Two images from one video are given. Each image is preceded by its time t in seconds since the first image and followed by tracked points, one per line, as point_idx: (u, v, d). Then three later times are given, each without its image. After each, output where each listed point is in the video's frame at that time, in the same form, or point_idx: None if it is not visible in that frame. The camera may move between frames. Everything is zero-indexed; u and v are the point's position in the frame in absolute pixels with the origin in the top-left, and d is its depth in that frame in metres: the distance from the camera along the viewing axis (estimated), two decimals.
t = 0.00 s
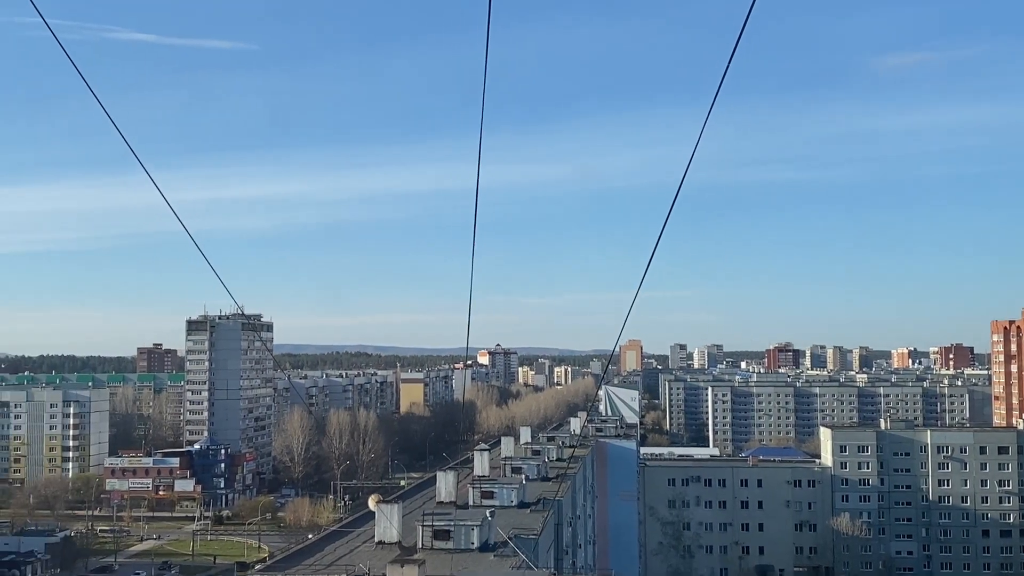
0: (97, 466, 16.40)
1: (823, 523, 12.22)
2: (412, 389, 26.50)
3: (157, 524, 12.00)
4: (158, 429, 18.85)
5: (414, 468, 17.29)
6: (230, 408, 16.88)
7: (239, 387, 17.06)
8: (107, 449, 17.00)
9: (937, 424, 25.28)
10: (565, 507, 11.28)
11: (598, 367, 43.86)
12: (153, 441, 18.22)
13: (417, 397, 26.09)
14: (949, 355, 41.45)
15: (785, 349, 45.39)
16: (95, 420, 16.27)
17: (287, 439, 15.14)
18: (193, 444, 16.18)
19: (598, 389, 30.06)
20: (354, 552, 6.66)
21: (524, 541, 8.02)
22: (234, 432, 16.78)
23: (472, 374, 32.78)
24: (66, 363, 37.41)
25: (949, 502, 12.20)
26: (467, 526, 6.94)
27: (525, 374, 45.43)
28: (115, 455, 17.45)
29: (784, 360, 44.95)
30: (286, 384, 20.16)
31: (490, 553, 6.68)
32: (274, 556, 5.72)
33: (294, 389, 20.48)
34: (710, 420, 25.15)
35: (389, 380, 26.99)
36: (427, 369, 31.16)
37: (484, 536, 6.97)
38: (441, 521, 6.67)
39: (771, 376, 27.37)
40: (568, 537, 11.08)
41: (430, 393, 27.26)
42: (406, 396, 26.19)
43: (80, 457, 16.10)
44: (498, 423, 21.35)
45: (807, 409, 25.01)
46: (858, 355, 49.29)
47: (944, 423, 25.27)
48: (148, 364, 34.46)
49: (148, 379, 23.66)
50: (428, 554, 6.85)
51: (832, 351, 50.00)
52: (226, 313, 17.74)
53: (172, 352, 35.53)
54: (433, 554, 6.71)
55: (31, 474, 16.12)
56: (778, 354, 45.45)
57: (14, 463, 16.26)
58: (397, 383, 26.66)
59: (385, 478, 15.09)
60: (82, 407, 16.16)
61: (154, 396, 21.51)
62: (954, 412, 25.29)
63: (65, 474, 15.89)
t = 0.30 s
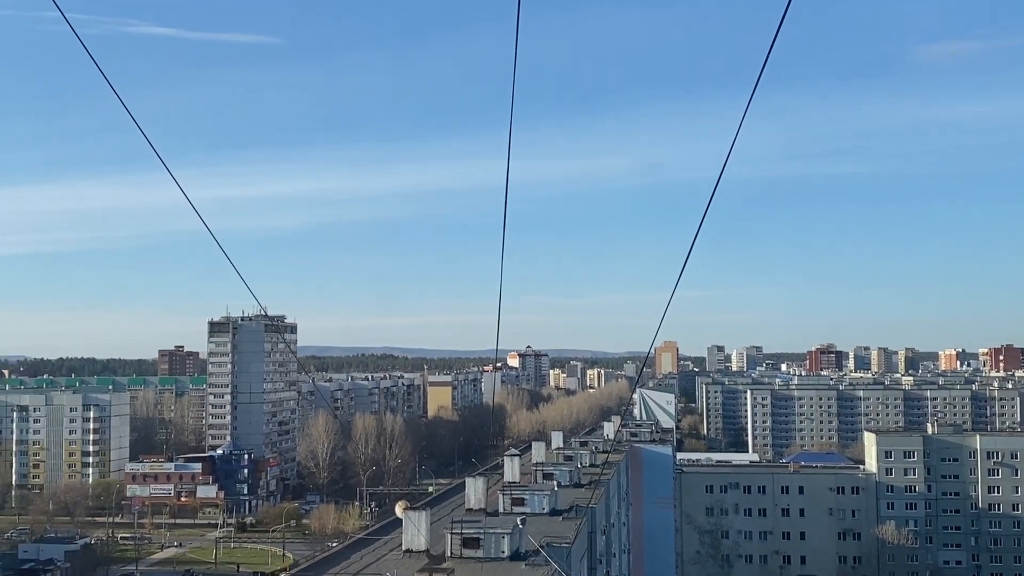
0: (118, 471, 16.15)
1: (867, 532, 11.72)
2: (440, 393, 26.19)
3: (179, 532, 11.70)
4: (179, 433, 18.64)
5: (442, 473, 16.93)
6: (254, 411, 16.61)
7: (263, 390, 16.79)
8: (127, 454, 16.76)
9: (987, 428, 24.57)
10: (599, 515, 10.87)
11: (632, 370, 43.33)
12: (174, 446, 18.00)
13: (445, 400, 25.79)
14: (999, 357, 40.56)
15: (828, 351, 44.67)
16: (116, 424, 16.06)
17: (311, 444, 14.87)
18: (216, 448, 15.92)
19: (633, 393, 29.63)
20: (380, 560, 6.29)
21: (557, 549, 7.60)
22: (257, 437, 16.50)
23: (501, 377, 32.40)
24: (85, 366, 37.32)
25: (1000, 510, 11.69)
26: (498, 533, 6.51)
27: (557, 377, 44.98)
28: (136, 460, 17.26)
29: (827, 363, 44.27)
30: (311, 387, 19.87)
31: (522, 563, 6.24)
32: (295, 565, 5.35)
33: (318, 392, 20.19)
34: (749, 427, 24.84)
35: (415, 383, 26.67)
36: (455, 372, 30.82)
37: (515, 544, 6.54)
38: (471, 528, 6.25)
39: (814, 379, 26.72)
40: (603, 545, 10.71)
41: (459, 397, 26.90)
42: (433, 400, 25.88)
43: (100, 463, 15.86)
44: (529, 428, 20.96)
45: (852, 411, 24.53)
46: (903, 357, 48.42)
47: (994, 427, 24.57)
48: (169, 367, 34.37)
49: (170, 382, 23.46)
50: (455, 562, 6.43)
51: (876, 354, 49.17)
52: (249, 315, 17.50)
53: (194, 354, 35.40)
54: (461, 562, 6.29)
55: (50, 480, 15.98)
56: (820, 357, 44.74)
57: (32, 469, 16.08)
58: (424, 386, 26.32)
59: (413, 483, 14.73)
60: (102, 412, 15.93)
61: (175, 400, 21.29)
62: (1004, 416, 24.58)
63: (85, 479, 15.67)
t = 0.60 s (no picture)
0: (140, 477, 15.93)
1: (913, 540, 11.24)
2: (469, 396, 25.86)
3: (201, 539, 11.43)
4: (203, 438, 18.44)
5: (471, 479, 16.58)
6: (277, 415, 16.34)
7: (287, 393, 16.53)
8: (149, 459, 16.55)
9: None
10: (634, 522, 10.47)
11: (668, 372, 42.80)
12: (197, 451, 17.82)
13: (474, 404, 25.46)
14: None
15: (871, 353, 43.99)
16: (137, 428, 15.90)
17: (337, 449, 14.60)
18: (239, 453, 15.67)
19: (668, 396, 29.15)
20: (406, 571, 5.89)
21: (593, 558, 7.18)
22: (281, 442, 16.22)
23: (532, 380, 32.02)
24: (105, 369, 37.28)
25: None
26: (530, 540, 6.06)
27: (590, 380, 44.55)
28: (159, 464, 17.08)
29: (870, 364, 43.62)
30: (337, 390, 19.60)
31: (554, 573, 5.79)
32: None
33: (344, 395, 19.91)
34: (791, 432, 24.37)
35: (444, 386, 26.37)
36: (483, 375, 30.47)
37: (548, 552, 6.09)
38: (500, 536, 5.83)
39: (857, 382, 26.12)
40: (638, 554, 10.31)
41: (488, 400, 26.55)
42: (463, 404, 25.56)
43: (122, 468, 15.68)
44: (561, 433, 20.58)
45: (896, 416, 23.84)
46: (951, 359, 47.58)
47: None
48: (192, 369, 34.27)
49: (193, 385, 23.26)
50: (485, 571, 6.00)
51: (923, 355, 48.38)
52: (272, 316, 17.23)
53: (217, 356, 35.26)
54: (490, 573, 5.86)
55: (71, 485, 15.71)
56: (864, 358, 44.06)
57: (52, 474, 15.83)
58: (452, 390, 25.99)
59: (441, 489, 14.40)
60: (123, 416, 15.78)
61: (198, 404, 21.08)
62: None
63: (105, 485, 15.47)
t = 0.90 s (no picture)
0: (162, 481, 15.75)
1: (961, 549, 10.80)
2: (499, 399, 25.56)
3: (226, 546, 11.17)
4: (226, 442, 18.26)
5: (501, 485, 16.27)
6: (303, 418, 16.11)
7: (312, 396, 16.29)
8: (172, 463, 16.37)
9: None
10: (670, 529, 10.10)
11: (705, 375, 42.30)
12: (220, 455, 17.68)
13: (504, 407, 25.17)
14: None
15: (916, 355, 43.35)
16: (159, 432, 15.71)
17: (364, 453, 14.35)
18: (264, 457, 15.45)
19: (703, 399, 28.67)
20: None
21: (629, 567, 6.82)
22: (307, 446, 15.98)
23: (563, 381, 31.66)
24: (127, 371, 37.30)
25: None
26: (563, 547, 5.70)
27: (624, 382, 44.11)
28: (182, 470, 16.97)
29: (915, 367, 43.01)
30: (363, 393, 19.33)
31: None
32: None
33: (371, 398, 19.67)
34: (833, 436, 23.62)
35: (473, 388, 26.08)
36: (512, 376, 30.15)
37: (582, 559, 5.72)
38: (530, 543, 5.52)
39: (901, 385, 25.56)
40: (674, 562, 9.95)
41: (519, 403, 26.22)
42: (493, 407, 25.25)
43: (143, 473, 15.49)
44: (594, 438, 20.21)
45: (943, 420, 23.41)
46: (998, 361, 46.78)
47: None
48: (215, 371, 34.22)
49: (217, 388, 23.07)
50: None
51: (969, 356, 47.61)
52: (297, 317, 16.97)
53: (241, 358, 35.14)
54: None
55: (92, 490, 15.57)
56: (909, 360, 43.42)
57: (73, 479, 15.64)
58: (482, 392, 25.66)
59: (471, 495, 14.10)
60: (145, 419, 15.61)
61: (222, 407, 20.88)
62: None
63: (127, 490, 15.31)
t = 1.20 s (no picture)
0: (186, 487, 15.57)
1: (1011, 557, 10.35)
2: (530, 402, 25.25)
3: (251, 553, 10.93)
4: (251, 446, 18.08)
5: (533, 490, 15.97)
6: (329, 422, 15.87)
7: (339, 399, 16.05)
8: (196, 468, 16.16)
9: None
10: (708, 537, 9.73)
11: (743, 376, 41.79)
12: (245, 459, 17.50)
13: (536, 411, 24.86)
14: None
15: (964, 356, 42.79)
16: (182, 436, 15.52)
17: (392, 458, 14.11)
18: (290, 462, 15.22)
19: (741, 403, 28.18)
20: None
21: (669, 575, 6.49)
22: (333, 451, 15.74)
23: (596, 385, 31.30)
24: (150, 373, 37.29)
25: None
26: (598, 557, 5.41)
27: (659, 384, 43.67)
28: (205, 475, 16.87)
29: (963, 368, 42.48)
30: (391, 396, 19.08)
31: None
32: None
33: (400, 401, 19.41)
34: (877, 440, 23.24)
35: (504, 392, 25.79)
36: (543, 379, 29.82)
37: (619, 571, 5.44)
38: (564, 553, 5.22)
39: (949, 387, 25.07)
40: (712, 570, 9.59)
41: (550, 406, 25.89)
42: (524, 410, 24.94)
43: (167, 478, 15.30)
44: (629, 442, 19.86)
45: (992, 422, 23.27)
46: None
47: None
48: (240, 374, 34.16)
49: (241, 391, 22.88)
50: None
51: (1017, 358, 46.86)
52: (323, 318, 16.74)
53: (266, 360, 35.01)
54: None
55: (114, 495, 15.38)
56: (956, 362, 42.85)
57: (95, 484, 15.43)
58: (512, 395, 25.34)
59: (502, 501, 13.80)
60: (168, 423, 15.45)
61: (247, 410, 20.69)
62: None
63: (150, 496, 15.14)
